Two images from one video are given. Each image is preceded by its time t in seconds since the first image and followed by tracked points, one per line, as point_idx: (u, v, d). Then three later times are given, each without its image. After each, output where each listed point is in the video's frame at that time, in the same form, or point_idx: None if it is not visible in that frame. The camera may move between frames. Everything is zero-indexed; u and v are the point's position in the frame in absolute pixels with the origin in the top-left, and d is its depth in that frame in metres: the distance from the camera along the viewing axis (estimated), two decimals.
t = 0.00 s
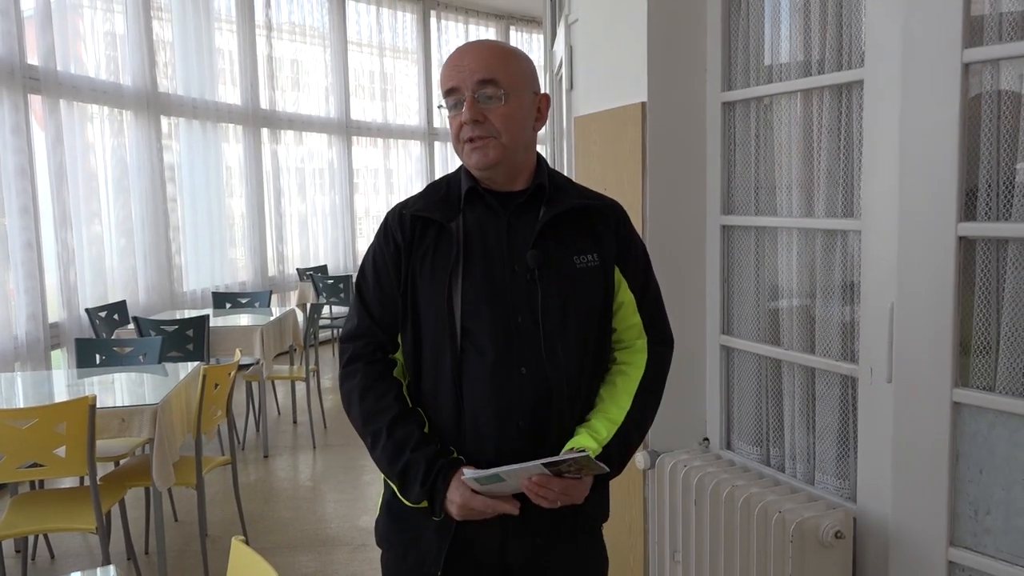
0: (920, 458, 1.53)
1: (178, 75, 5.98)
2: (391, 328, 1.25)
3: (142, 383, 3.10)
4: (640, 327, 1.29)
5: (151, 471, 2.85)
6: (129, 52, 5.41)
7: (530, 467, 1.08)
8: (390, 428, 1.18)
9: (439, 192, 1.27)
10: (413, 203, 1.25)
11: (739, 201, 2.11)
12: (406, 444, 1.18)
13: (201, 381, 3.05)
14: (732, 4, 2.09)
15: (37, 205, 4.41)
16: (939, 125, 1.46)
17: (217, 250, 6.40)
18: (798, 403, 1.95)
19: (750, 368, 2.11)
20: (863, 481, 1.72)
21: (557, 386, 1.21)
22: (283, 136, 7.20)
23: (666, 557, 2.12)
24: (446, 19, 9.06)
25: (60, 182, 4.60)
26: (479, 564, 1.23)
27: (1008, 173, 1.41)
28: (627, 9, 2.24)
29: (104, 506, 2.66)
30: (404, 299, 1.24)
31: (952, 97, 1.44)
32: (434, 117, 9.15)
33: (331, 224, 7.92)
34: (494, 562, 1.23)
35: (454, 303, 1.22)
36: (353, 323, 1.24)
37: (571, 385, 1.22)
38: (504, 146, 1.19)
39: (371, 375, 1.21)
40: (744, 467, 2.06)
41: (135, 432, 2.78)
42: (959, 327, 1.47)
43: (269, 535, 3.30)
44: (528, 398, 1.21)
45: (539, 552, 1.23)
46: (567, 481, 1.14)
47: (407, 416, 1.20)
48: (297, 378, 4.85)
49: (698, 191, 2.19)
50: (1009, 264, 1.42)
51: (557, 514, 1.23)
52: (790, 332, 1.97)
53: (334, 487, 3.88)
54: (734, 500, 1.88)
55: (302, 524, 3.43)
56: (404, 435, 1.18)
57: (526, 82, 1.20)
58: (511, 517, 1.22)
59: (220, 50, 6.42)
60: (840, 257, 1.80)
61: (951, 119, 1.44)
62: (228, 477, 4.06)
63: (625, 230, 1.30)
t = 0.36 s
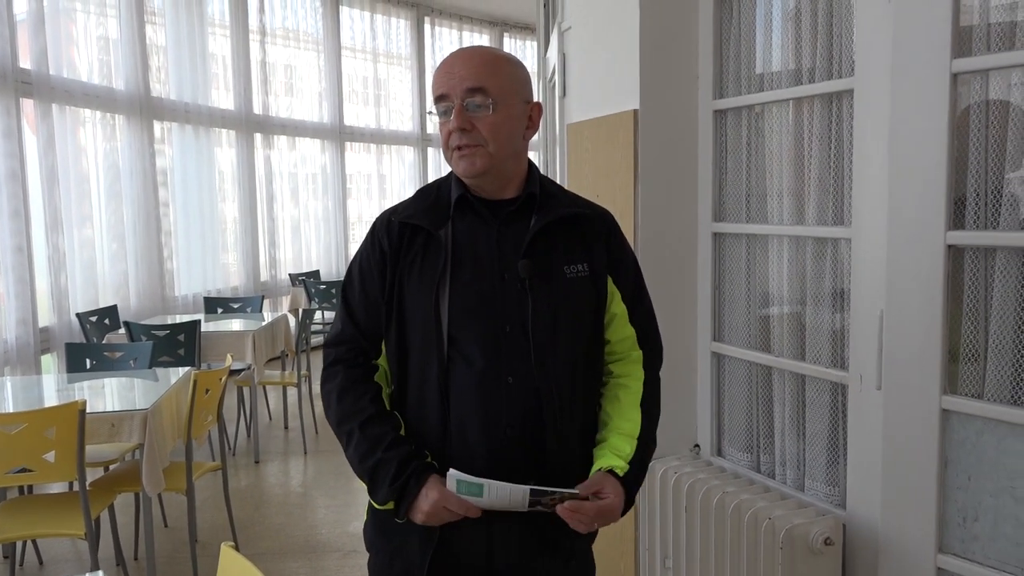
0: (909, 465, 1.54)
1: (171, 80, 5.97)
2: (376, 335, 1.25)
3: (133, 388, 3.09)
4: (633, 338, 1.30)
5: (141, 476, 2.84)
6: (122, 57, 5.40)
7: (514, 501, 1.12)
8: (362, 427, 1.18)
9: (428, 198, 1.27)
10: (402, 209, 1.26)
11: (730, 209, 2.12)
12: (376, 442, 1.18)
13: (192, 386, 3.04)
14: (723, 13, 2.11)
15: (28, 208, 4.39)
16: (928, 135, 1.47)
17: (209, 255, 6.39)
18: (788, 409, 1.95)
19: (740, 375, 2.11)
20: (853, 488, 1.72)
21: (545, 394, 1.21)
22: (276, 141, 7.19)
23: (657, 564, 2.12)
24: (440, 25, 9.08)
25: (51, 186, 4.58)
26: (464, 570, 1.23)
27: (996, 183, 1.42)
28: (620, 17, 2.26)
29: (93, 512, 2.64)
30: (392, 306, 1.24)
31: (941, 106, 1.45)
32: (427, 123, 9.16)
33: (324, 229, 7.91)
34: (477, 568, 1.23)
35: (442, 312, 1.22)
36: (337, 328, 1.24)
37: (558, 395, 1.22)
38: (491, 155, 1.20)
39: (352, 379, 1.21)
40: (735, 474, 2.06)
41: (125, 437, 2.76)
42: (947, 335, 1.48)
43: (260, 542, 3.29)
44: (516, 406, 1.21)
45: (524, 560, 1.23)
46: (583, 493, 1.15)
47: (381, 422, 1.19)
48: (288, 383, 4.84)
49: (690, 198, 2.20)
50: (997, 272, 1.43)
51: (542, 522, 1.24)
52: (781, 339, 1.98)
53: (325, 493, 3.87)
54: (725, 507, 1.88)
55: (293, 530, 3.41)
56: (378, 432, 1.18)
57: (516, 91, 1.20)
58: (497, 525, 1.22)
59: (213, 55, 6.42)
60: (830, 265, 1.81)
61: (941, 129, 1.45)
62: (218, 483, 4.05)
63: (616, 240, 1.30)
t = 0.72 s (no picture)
0: (888, 467, 1.56)
1: (153, 80, 5.92)
2: (354, 336, 1.25)
3: (113, 391, 3.06)
4: (610, 344, 1.30)
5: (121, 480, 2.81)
6: (103, 57, 5.35)
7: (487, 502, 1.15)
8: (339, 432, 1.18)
9: (409, 200, 1.27)
10: (383, 211, 1.26)
11: (712, 211, 2.13)
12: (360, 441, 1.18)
13: (172, 389, 3.01)
14: (705, 17, 2.12)
15: (6, 209, 4.34)
16: (907, 138, 1.49)
17: (191, 257, 6.35)
18: (769, 411, 1.97)
19: (722, 376, 2.12)
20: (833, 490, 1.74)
21: (524, 397, 1.21)
22: (259, 142, 7.15)
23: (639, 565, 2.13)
24: (424, 27, 9.06)
25: (30, 187, 4.53)
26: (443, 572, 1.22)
27: (974, 186, 1.44)
28: (603, 20, 2.27)
29: (72, 516, 2.61)
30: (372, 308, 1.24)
31: (920, 110, 1.46)
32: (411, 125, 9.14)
33: (308, 231, 7.88)
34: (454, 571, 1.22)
35: (421, 314, 1.22)
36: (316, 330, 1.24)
37: (537, 399, 1.22)
38: (468, 161, 1.20)
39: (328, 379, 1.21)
40: (716, 476, 2.07)
41: (104, 440, 2.74)
42: (926, 338, 1.50)
43: (241, 545, 3.26)
44: (495, 409, 1.21)
45: (502, 563, 1.23)
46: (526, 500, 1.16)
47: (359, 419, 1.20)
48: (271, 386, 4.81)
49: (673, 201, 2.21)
50: (975, 275, 1.45)
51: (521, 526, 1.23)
52: (762, 341, 1.99)
53: (307, 496, 3.85)
54: (706, 508, 1.89)
55: (275, 533, 3.39)
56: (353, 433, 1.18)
57: (494, 96, 1.20)
58: (475, 528, 1.22)
59: (196, 55, 6.38)
60: (811, 267, 1.83)
61: (919, 132, 1.47)
62: (200, 486, 4.01)
63: (598, 243, 1.30)
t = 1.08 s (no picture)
0: (877, 466, 1.57)
1: (144, 80, 5.90)
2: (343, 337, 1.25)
3: (104, 392, 3.05)
4: (606, 344, 1.31)
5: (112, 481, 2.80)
6: (95, 57, 5.33)
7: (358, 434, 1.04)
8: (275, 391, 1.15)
9: (400, 201, 1.27)
10: (374, 211, 1.25)
11: (703, 212, 2.14)
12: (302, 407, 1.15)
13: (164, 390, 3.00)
14: (696, 18, 2.13)
15: None
16: (896, 140, 1.50)
17: (183, 257, 6.33)
18: (760, 410, 1.97)
19: (713, 377, 2.13)
20: (824, 489, 1.74)
21: (517, 397, 1.21)
22: (252, 143, 7.13)
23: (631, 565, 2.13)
24: (417, 28, 9.06)
25: (20, 187, 4.51)
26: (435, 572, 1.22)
27: (962, 187, 1.45)
28: (595, 21, 2.27)
29: (63, 517, 2.60)
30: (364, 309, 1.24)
31: (909, 112, 1.47)
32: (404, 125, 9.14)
33: (300, 232, 7.86)
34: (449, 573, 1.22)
35: (414, 315, 1.22)
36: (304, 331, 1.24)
37: (530, 398, 1.22)
38: (464, 164, 1.20)
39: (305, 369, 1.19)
40: (707, 476, 2.08)
41: (95, 441, 2.73)
42: (916, 338, 1.50)
43: (233, 547, 3.25)
44: (487, 410, 1.21)
45: (495, 563, 1.23)
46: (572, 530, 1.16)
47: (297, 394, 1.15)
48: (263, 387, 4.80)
49: (665, 202, 2.22)
50: (963, 275, 1.45)
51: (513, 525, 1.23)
52: (752, 342, 2.00)
53: (299, 496, 3.84)
54: (697, 507, 1.89)
55: (266, 534, 3.38)
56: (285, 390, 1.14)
57: (489, 99, 1.21)
58: (468, 528, 1.21)
59: (187, 56, 6.36)
60: (801, 268, 1.83)
61: (909, 133, 1.48)
62: (191, 487, 4.00)
63: (590, 245, 1.31)
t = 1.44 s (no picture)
0: (883, 467, 1.56)
1: (149, 83, 5.92)
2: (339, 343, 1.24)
3: (109, 393, 3.06)
4: (612, 340, 1.31)
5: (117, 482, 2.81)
6: (100, 60, 5.35)
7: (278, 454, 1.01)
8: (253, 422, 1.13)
9: (396, 204, 1.26)
10: (370, 215, 1.25)
11: (707, 213, 2.14)
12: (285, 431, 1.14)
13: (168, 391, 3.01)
14: (700, 19, 2.13)
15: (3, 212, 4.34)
16: (900, 140, 1.50)
17: (188, 260, 6.35)
18: (765, 411, 1.97)
19: (718, 377, 2.13)
20: (829, 490, 1.74)
21: (523, 397, 1.22)
22: (256, 145, 7.15)
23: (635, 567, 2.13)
24: (420, 30, 9.07)
25: (26, 189, 4.53)
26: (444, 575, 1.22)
27: (967, 187, 1.44)
28: (598, 23, 2.27)
29: (68, 518, 2.61)
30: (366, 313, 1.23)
31: (913, 113, 1.47)
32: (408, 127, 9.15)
33: (304, 234, 7.87)
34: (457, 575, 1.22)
35: (418, 317, 1.22)
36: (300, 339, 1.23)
37: (535, 399, 1.22)
38: (491, 165, 1.22)
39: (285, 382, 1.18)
40: (713, 477, 2.08)
41: (101, 442, 2.73)
42: (920, 339, 1.50)
43: (238, 548, 3.26)
44: (493, 411, 1.21)
45: (504, 563, 1.22)
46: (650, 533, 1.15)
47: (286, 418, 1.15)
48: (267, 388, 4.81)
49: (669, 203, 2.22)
50: (969, 276, 1.45)
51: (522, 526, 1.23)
52: (757, 342, 1.99)
53: (304, 498, 3.85)
54: (701, 508, 1.89)
55: (272, 536, 3.39)
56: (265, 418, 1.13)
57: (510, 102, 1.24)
58: (477, 530, 1.21)
59: (192, 58, 6.38)
60: (805, 269, 1.83)
61: (913, 134, 1.48)
62: (196, 489, 4.01)
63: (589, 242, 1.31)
